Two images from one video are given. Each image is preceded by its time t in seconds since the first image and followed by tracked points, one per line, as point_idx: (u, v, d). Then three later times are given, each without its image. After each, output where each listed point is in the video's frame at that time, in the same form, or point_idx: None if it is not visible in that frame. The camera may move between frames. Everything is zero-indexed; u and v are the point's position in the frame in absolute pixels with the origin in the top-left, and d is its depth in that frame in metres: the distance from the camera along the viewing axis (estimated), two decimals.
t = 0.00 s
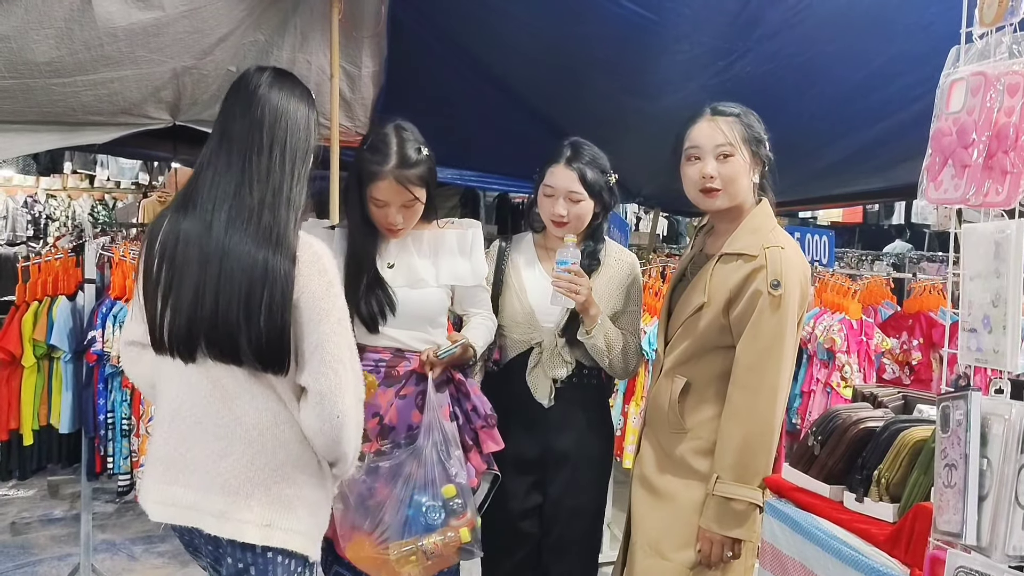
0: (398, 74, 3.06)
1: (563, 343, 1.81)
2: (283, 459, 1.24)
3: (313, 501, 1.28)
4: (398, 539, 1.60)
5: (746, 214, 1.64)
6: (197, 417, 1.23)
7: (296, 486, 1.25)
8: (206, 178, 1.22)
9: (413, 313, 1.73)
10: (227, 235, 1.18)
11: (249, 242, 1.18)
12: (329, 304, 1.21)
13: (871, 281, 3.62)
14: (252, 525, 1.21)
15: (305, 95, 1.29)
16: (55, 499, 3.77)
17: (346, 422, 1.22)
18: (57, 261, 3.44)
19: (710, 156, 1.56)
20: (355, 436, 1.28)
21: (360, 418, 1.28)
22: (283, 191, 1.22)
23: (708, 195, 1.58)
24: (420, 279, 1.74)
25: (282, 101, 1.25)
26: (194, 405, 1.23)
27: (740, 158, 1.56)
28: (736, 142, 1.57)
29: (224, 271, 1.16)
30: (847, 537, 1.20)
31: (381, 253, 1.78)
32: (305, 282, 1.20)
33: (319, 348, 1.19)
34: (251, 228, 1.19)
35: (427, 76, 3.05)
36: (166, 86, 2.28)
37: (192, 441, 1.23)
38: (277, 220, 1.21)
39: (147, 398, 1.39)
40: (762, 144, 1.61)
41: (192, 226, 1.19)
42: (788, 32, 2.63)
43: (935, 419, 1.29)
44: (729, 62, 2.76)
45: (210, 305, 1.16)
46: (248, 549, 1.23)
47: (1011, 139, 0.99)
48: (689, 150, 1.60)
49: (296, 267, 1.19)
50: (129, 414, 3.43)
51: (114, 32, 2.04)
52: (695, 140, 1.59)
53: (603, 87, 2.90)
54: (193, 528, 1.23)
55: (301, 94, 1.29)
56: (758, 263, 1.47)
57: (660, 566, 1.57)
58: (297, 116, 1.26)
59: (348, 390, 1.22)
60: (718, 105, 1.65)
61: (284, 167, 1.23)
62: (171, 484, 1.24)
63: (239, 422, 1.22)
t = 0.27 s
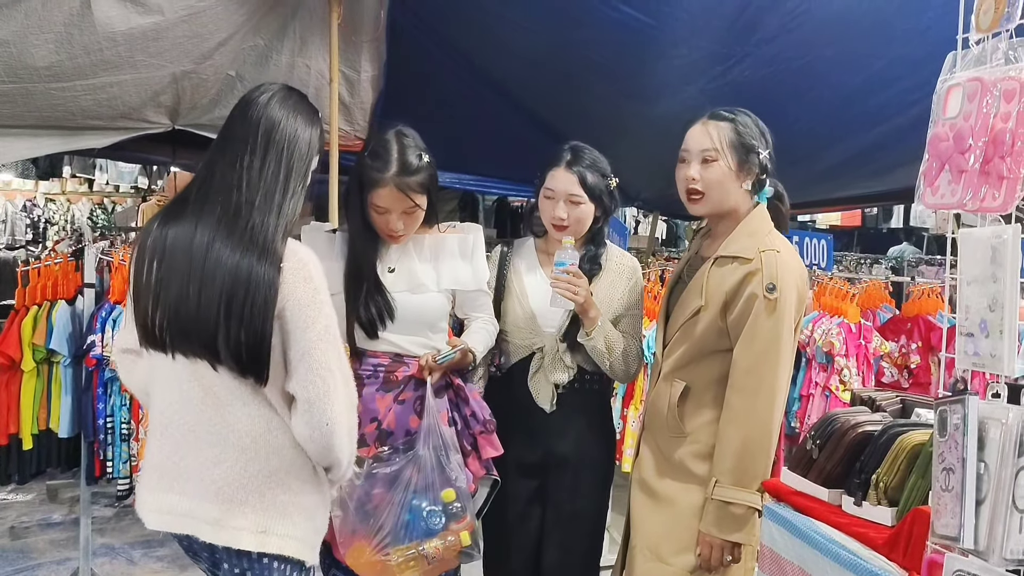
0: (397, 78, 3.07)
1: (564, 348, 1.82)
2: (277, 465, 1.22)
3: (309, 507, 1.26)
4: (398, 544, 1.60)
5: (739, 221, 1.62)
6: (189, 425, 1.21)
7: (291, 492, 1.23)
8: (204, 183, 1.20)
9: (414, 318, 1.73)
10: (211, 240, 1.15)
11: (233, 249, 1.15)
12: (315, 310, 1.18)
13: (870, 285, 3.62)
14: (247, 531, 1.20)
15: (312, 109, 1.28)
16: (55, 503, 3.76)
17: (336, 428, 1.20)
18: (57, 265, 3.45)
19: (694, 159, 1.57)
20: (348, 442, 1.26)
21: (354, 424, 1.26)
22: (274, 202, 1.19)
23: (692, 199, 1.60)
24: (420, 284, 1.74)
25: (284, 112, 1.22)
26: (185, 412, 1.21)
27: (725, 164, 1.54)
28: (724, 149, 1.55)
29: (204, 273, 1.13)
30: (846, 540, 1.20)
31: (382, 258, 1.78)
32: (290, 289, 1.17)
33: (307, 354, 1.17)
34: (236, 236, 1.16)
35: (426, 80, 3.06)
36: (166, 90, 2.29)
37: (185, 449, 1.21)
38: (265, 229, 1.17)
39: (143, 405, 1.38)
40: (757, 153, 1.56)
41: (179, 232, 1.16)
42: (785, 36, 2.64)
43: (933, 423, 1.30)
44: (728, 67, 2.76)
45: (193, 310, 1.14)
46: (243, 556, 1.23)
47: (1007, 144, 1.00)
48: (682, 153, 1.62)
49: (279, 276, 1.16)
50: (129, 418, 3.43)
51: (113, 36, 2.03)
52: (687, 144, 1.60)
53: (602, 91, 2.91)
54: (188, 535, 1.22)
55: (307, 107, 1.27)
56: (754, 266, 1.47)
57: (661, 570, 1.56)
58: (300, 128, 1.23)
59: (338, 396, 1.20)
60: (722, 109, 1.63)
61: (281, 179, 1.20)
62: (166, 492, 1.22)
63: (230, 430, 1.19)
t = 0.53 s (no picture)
0: (397, 84, 3.07)
1: (567, 351, 1.82)
2: (270, 473, 1.20)
3: (306, 514, 1.24)
4: (395, 550, 1.60)
5: (736, 224, 1.62)
6: (182, 432, 1.20)
7: (285, 499, 1.22)
8: (198, 190, 1.20)
9: (415, 324, 1.74)
10: (203, 246, 1.15)
11: (224, 254, 1.14)
12: (305, 313, 1.16)
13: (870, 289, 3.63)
14: (241, 539, 1.20)
15: (313, 118, 1.28)
16: (55, 510, 3.76)
17: (329, 434, 1.17)
18: (58, 272, 3.46)
19: (694, 157, 1.58)
20: (345, 447, 1.23)
21: (351, 428, 1.24)
22: (267, 210, 1.19)
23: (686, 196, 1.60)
24: (422, 290, 1.74)
25: (283, 120, 1.22)
26: (179, 419, 1.21)
27: (722, 163, 1.55)
28: (723, 149, 1.56)
29: (193, 278, 1.13)
30: (847, 545, 1.20)
31: (385, 262, 1.78)
32: (280, 293, 1.16)
33: (297, 360, 1.15)
34: (228, 242, 1.15)
35: (426, 86, 3.07)
36: (166, 97, 2.30)
37: (179, 456, 1.21)
38: (257, 235, 1.17)
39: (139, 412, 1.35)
40: (756, 156, 1.56)
41: (172, 237, 1.16)
42: (784, 42, 2.64)
43: (934, 428, 1.30)
44: (727, 72, 2.77)
45: (184, 316, 1.14)
46: (243, 563, 1.24)
47: (1006, 150, 1.01)
48: (684, 153, 1.63)
49: (270, 281, 1.15)
50: (129, 425, 3.42)
51: (114, 43, 2.03)
52: (689, 143, 1.62)
53: (601, 96, 2.91)
54: (185, 542, 1.23)
55: (307, 115, 1.27)
56: (749, 270, 1.47)
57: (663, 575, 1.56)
58: (299, 137, 1.23)
59: (332, 400, 1.18)
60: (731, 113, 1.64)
61: (277, 186, 1.20)
62: (160, 499, 1.22)
63: (223, 438, 1.19)
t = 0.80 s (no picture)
0: (399, 92, 3.09)
1: (568, 359, 1.81)
2: (265, 484, 1.20)
3: (303, 523, 1.23)
4: (395, 557, 1.60)
5: (737, 233, 1.62)
6: (177, 442, 1.21)
7: (280, 511, 1.21)
8: (198, 197, 1.21)
9: (418, 331, 1.74)
10: (202, 254, 1.15)
11: (222, 262, 1.14)
12: (302, 319, 1.15)
13: (872, 297, 3.63)
14: (235, 551, 1.20)
15: (317, 131, 1.28)
16: (57, 518, 3.75)
17: (324, 441, 1.16)
18: (61, 280, 3.46)
19: (692, 166, 1.59)
20: (343, 456, 1.22)
21: (349, 436, 1.22)
22: (264, 219, 1.18)
23: (687, 205, 1.61)
24: (425, 297, 1.75)
25: (287, 132, 1.22)
26: (174, 429, 1.22)
27: (721, 172, 1.56)
28: (722, 157, 1.56)
29: (191, 286, 1.14)
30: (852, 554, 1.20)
31: (388, 269, 1.79)
32: (276, 299, 1.15)
33: (292, 365, 1.14)
34: (225, 250, 1.15)
35: (429, 94, 3.09)
36: (169, 106, 2.32)
37: (174, 467, 1.22)
38: (256, 244, 1.17)
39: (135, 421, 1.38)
40: (755, 163, 1.56)
41: (172, 246, 1.17)
42: (785, 50, 2.65)
43: (937, 435, 1.30)
44: (728, 80, 2.78)
45: (182, 324, 1.14)
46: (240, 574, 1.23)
47: (1009, 157, 1.01)
48: (682, 161, 1.63)
49: (266, 288, 1.15)
50: (132, 434, 3.42)
51: (118, 52, 2.04)
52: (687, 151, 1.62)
53: (602, 104, 2.92)
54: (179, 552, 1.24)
55: (310, 127, 1.27)
56: (752, 278, 1.47)
57: None
58: (302, 149, 1.23)
59: (329, 406, 1.16)
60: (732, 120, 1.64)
61: (278, 197, 1.20)
62: (156, 509, 1.24)
63: (218, 448, 1.19)
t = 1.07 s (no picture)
0: (402, 94, 3.09)
1: (562, 364, 1.81)
2: (269, 488, 1.20)
3: (307, 528, 1.22)
4: (399, 559, 1.60)
5: (737, 234, 1.62)
6: (181, 444, 1.21)
7: (283, 515, 1.21)
8: (204, 198, 1.21)
9: (420, 333, 1.73)
10: (207, 256, 1.15)
11: (227, 264, 1.14)
12: (307, 322, 1.16)
13: (876, 299, 3.62)
14: (237, 555, 1.20)
15: (325, 134, 1.28)
16: (61, 519, 3.76)
17: (329, 446, 1.16)
18: (65, 281, 3.46)
19: (692, 168, 1.59)
20: (348, 463, 1.21)
21: (354, 442, 1.22)
22: (270, 221, 1.18)
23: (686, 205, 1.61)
24: (428, 298, 1.75)
25: (295, 135, 1.22)
26: (178, 431, 1.22)
27: (719, 173, 1.55)
28: (721, 159, 1.56)
29: (197, 288, 1.14)
30: (857, 556, 1.20)
31: (391, 271, 1.79)
32: (282, 302, 1.15)
33: (298, 369, 1.14)
34: (231, 252, 1.16)
35: (432, 96, 3.09)
36: (174, 108, 2.33)
37: (179, 468, 1.22)
38: (262, 247, 1.17)
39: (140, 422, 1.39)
40: (755, 165, 1.56)
41: (178, 247, 1.17)
42: (789, 52, 2.64)
43: (942, 438, 1.29)
44: (732, 82, 2.77)
45: (188, 325, 1.14)
46: None
47: (1014, 159, 1.00)
48: (682, 163, 1.63)
49: (271, 290, 1.15)
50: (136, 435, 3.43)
51: (122, 54, 2.04)
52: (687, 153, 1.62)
53: (605, 105, 2.92)
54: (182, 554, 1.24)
55: (318, 130, 1.27)
56: (751, 280, 1.47)
57: None
58: (309, 152, 1.23)
59: (334, 411, 1.16)
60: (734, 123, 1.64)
61: (284, 199, 1.20)
62: (159, 511, 1.24)
63: (222, 451, 1.19)
